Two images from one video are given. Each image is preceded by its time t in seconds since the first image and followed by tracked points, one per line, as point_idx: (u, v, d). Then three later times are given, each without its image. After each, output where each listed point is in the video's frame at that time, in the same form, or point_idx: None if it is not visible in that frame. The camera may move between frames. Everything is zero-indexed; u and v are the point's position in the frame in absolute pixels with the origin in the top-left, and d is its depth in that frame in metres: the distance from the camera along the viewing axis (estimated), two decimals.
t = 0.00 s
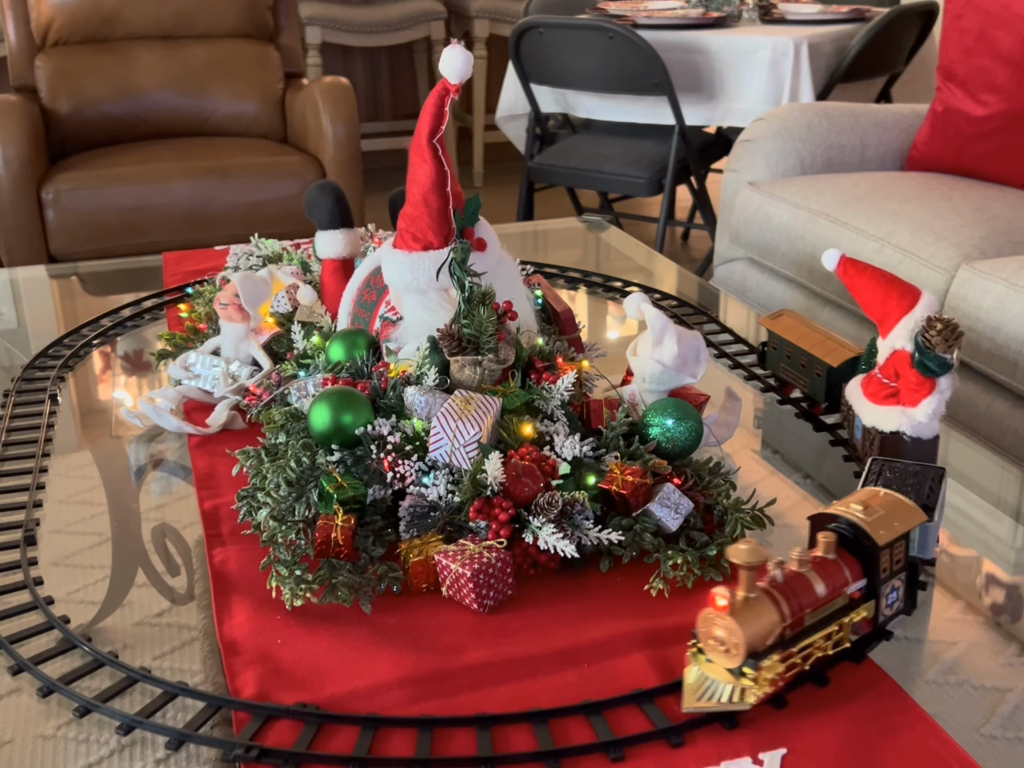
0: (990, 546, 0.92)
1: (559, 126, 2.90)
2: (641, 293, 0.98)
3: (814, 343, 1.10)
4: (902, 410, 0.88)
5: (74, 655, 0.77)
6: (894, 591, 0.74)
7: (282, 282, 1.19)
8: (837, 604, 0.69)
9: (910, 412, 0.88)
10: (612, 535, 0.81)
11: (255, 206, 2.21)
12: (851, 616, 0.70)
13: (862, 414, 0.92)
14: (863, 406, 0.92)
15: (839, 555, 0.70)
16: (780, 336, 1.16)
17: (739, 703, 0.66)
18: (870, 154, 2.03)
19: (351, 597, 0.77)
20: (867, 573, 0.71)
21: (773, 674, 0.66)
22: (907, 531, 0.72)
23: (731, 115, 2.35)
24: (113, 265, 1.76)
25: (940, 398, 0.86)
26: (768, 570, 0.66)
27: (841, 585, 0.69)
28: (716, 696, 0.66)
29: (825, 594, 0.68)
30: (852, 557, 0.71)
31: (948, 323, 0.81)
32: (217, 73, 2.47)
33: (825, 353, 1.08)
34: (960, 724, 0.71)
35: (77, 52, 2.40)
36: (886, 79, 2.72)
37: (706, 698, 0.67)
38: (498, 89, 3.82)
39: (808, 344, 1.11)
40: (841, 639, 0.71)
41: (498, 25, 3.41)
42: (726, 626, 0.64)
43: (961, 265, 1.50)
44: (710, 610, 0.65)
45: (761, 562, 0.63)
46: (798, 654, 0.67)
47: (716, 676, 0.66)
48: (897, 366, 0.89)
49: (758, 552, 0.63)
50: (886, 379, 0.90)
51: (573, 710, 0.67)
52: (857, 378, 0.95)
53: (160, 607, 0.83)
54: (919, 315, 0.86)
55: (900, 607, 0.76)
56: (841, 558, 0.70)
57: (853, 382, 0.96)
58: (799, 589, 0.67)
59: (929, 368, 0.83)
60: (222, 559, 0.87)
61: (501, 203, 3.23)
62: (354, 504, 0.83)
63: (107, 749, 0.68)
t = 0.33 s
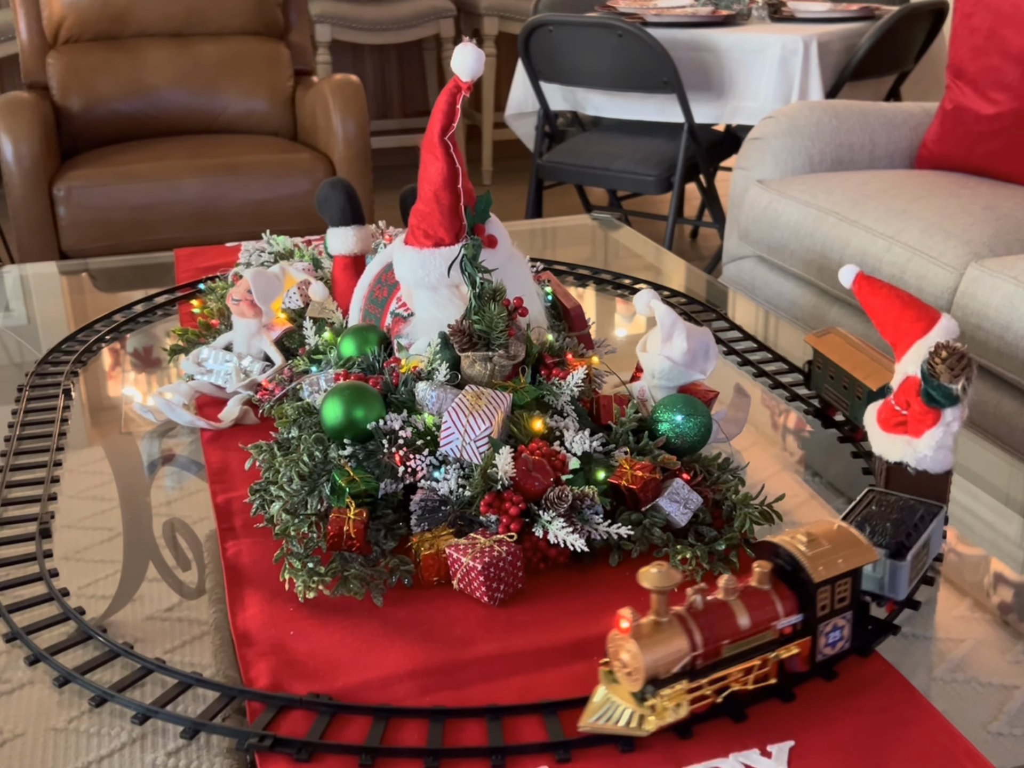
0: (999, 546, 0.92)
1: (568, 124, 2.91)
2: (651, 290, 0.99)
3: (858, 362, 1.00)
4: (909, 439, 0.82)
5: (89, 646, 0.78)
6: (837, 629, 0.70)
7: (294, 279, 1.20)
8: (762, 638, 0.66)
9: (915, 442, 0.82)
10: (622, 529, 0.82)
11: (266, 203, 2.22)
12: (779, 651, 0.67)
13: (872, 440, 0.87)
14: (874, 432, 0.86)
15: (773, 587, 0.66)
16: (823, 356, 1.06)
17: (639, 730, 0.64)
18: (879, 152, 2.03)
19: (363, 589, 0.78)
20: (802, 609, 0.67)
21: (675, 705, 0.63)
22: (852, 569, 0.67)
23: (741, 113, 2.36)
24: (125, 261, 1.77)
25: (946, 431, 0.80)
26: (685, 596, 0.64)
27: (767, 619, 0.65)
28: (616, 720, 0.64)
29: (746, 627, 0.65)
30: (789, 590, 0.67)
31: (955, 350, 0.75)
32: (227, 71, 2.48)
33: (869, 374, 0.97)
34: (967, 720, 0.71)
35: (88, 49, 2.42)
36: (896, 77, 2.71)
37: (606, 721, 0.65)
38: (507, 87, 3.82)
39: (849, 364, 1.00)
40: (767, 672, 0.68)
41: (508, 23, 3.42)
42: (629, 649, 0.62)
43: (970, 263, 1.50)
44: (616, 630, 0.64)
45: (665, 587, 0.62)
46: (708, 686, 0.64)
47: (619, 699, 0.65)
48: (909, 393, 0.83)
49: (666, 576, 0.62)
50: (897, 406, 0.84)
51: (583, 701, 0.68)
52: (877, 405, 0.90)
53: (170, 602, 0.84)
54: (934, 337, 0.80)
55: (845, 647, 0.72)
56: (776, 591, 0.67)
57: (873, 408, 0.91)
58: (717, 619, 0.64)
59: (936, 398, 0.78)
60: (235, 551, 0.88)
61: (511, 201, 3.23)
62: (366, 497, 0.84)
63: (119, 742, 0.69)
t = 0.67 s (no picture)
0: (1008, 546, 0.93)
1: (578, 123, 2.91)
2: (662, 289, 0.99)
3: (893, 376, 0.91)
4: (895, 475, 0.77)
5: (105, 639, 0.79)
6: (750, 666, 0.66)
7: (307, 277, 1.21)
8: (662, 664, 0.64)
9: (898, 479, 0.77)
10: (632, 526, 0.82)
11: (277, 201, 2.23)
12: (680, 680, 0.64)
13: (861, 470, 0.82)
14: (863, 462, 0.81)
15: (682, 612, 0.64)
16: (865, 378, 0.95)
17: (515, 742, 0.64)
18: (890, 152, 2.03)
19: (376, 584, 0.79)
20: (710, 639, 0.64)
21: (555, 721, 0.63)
22: (767, 606, 0.63)
23: (751, 112, 2.36)
24: (137, 259, 1.78)
25: (929, 470, 0.75)
26: (584, 612, 0.64)
27: (669, 645, 0.63)
28: (493, 730, 0.64)
29: (643, 652, 0.63)
30: (699, 619, 0.65)
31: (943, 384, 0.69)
32: (239, 69, 2.49)
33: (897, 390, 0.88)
34: (975, 719, 0.71)
35: (100, 47, 2.43)
36: (907, 76, 2.71)
37: (484, 729, 0.65)
38: (518, 86, 3.83)
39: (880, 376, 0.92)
40: (663, 701, 0.66)
41: (518, 21, 3.42)
42: (512, 659, 0.62)
43: (980, 263, 1.50)
44: (505, 639, 0.64)
45: (558, 599, 0.61)
46: (595, 707, 0.63)
47: (502, 710, 0.64)
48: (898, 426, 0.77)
49: (556, 590, 0.61)
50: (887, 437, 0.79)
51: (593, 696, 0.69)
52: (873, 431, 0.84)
53: (182, 597, 0.85)
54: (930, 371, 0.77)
55: (762, 685, 0.68)
56: (685, 619, 0.64)
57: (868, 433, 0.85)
58: (614, 637, 0.63)
59: (920, 437, 0.71)
60: (249, 546, 0.89)
61: (521, 199, 3.24)
62: (379, 493, 0.85)
63: (133, 735, 0.71)
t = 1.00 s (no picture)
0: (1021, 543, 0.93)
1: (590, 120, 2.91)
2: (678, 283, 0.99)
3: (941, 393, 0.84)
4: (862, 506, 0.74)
5: (125, 628, 0.80)
6: (649, 683, 0.65)
7: (323, 271, 1.22)
8: (555, 670, 0.64)
9: (866, 511, 0.74)
10: (648, 519, 0.83)
11: (290, 198, 2.24)
12: (570, 688, 0.64)
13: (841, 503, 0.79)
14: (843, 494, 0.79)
15: (582, 622, 0.64)
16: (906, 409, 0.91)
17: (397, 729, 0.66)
18: (902, 150, 2.03)
19: (394, 575, 0.80)
20: (605, 652, 0.63)
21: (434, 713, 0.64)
22: (665, 624, 0.61)
23: (764, 110, 2.36)
24: (152, 255, 1.79)
25: (893, 504, 0.71)
26: (481, 609, 0.65)
27: (562, 651, 0.63)
28: (377, 714, 0.66)
29: (534, 654, 0.64)
30: (599, 631, 0.64)
31: (910, 413, 0.68)
32: (252, 66, 2.50)
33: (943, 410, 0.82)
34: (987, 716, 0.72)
35: (115, 43, 2.44)
36: (919, 75, 2.71)
37: (369, 711, 0.67)
38: (529, 84, 3.83)
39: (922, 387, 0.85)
40: (553, 707, 0.66)
41: (530, 19, 3.43)
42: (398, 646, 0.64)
43: (993, 261, 1.50)
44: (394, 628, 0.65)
45: (447, 593, 0.62)
46: (480, 704, 0.64)
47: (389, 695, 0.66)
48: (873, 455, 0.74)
49: (448, 585, 0.62)
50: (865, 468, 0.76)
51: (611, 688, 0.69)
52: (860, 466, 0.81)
53: (196, 590, 0.86)
54: (906, 397, 0.71)
55: (665, 706, 0.66)
56: (585, 627, 0.64)
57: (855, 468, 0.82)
58: (507, 638, 0.64)
59: (884, 468, 0.69)
60: (267, 537, 0.90)
61: (532, 197, 3.24)
62: (396, 485, 0.85)
63: (146, 727, 0.72)
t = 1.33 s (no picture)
0: None
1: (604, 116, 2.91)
2: (696, 277, 1.00)
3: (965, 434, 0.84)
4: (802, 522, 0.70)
5: (149, 615, 0.81)
6: (545, 686, 0.64)
7: (342, 263, 1.23)
8: (450, 662, 0.66)
9: (805, 529, 0.70)
10: (668, 511, 0.83)
11: (305, 193, 2.25)
12: (466, 682, 0.65)
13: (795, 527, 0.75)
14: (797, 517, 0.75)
15: (484, 616, 0.66)
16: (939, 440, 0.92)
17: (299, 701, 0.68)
18: (919, 146, 2.02)
19: (415, 565, 0.80)
20: (501, 648, 0.65)
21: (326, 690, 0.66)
22: (557, 626, 0.62)
23: (779, 106, 2.36)
24: (169, 249, 1.80)
25: (827, 521, 0.67)
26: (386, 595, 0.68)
27: (459, 642, 0.65)
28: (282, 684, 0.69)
29: (433, 642, 0.66)
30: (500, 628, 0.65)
31: (838, 423, 0.65)
32: (268, 61, 2.51)
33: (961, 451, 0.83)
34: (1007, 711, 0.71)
35: (131, 38, 2.45)
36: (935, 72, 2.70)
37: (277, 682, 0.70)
38: (543, 80, 3.84)
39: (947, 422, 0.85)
40: (449, 700, 0.67)
41: (544, 16, 3.43)
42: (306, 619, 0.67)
43: (1010, 258, 1.50)
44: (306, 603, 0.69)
45: (352, 574, 0.65)
46: (376, 688, 0.66)
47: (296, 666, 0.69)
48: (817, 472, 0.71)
49: (351, 563, 0.65)
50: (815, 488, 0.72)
51: (633, 680, 0.69)
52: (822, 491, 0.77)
53: (211, 583, 0.86)
54: (851, 411, 0.70)
55: (563, 710, 0.66)
56: (487, 621, 0.66)
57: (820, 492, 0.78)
58: (408, 625, 0.66)
59: (814, 481, 0.67)
60: (289, 527, 0.91)
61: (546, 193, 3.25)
62: (418, 476, 0.86)
63: (163, 717, 0.72)
